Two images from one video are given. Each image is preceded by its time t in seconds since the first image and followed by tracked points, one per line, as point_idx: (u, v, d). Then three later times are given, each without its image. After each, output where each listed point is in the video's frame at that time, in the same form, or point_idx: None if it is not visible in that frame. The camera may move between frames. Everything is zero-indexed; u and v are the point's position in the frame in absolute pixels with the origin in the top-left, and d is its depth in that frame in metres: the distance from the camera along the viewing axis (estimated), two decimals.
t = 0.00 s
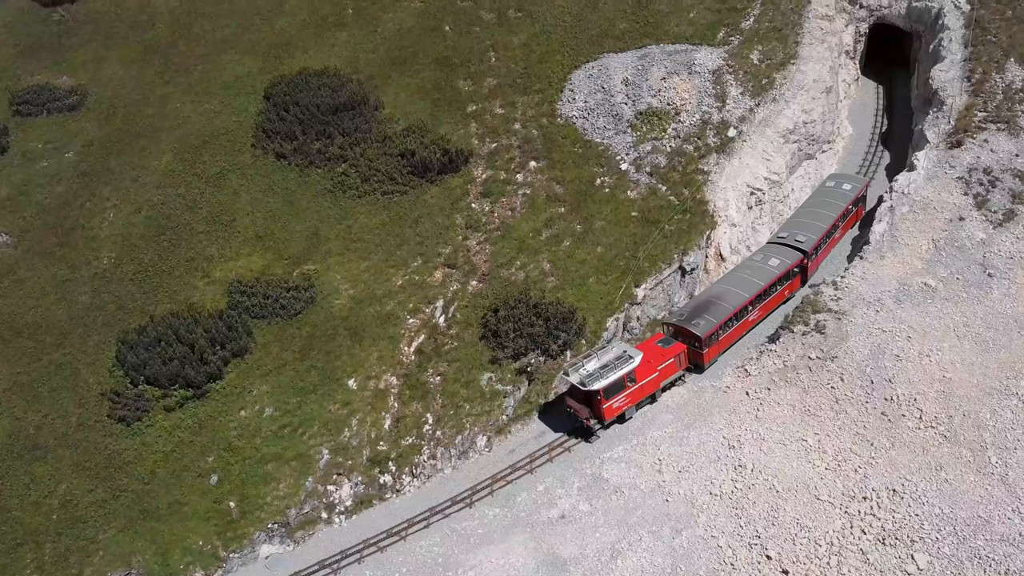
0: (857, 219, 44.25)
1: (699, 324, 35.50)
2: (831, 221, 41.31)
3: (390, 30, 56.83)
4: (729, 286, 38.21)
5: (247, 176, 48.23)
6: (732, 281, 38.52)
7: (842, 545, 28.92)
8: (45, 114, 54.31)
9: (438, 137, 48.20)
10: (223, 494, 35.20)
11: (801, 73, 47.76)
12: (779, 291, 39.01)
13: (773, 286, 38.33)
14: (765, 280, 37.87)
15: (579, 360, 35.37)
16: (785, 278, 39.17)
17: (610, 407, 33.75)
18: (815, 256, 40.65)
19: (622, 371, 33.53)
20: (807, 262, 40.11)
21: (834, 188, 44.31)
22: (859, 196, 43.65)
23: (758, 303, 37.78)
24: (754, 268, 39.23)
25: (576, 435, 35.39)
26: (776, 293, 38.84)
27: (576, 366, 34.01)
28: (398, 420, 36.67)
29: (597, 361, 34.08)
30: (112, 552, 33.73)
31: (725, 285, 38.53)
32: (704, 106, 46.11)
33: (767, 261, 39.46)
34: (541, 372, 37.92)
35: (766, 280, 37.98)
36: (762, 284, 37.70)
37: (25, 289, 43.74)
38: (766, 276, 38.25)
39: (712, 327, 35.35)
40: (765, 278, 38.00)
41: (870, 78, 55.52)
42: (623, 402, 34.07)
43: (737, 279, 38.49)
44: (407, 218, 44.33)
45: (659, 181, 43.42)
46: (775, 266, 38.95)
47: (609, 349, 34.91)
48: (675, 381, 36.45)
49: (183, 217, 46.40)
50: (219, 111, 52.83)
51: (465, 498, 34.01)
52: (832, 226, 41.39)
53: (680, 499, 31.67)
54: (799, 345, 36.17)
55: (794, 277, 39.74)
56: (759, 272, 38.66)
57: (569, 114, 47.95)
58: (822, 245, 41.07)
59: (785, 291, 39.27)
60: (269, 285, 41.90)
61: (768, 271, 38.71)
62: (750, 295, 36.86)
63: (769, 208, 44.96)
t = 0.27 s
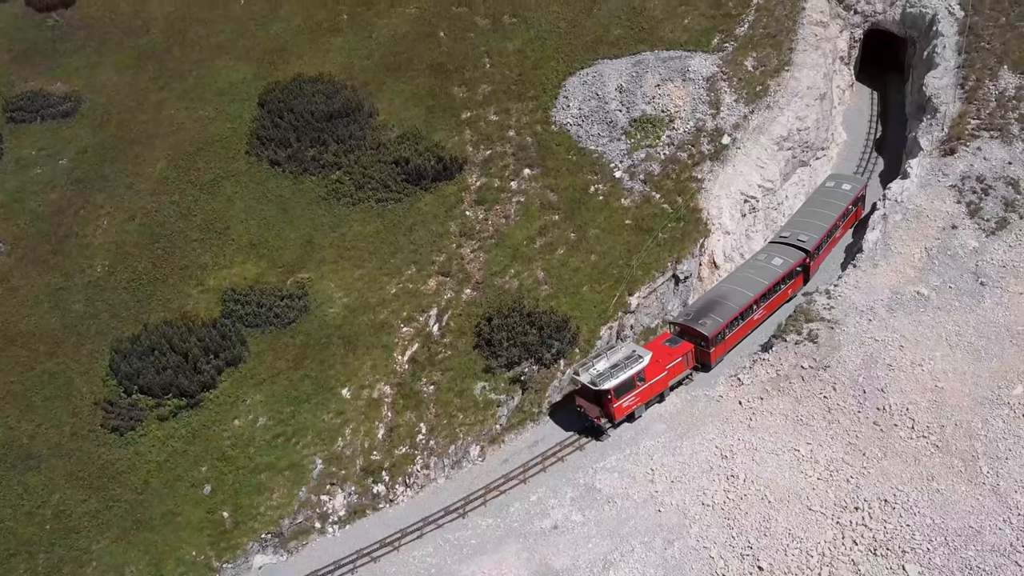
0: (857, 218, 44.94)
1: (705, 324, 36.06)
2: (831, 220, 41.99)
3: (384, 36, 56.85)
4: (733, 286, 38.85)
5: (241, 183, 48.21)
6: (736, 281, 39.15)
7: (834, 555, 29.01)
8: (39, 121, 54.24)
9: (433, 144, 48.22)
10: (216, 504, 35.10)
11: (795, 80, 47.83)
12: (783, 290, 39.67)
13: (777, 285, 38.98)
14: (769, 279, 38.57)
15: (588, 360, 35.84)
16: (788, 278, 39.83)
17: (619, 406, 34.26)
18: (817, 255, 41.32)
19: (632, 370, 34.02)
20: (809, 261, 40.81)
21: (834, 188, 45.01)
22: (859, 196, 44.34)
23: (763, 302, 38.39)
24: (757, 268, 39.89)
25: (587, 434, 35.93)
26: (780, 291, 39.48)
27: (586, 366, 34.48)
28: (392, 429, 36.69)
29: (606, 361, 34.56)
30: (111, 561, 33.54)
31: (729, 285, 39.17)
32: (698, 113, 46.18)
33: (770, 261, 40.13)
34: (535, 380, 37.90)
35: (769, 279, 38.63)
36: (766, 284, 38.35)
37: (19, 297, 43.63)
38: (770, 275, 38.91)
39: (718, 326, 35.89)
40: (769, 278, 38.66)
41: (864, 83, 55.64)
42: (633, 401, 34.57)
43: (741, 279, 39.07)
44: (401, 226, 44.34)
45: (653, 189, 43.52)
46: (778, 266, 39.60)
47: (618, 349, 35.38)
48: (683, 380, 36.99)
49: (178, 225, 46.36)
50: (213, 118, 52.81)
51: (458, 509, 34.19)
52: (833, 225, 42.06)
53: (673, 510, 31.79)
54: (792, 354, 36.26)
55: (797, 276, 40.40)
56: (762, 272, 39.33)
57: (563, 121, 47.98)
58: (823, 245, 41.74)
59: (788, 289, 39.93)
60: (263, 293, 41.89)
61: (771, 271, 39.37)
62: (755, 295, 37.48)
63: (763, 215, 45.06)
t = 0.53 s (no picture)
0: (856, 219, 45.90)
1: (713, 323, 36.73)
2: (832, 221, 43.04)
3: (379, 42, 56.83)
4: (738, 286, 39.68)
5: (236, 191, 48.22)
6: (741, 282, 39.98)
7: (825, 567, 29.12)
8: (34, 128, 54.21)
9: (427, 151, 48.24)
10: (210, 515, 35.07)
11: (789, 87, 47.82)
12: (786, 290, 40.51)
13: (780, 285, 39.86)
14: (773, 279, 39.53)
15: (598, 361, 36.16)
16: (791, 277, 40.71)
17: (630, 406, 34.61)
18: (818, 255, 42.24)
19: (642, 370, 34.37)
20: (811, 261, 41.72)
21: (834, 189, 46.23)
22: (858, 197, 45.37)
23: (767, 302, 39.19)
24: (761, 268, 40.81)
25: (598, 434, 36.37)
26: (783, 291, 40.33)
27: (597, 367, 34.78)
28: (385, 439, 36.74)
29: (616, 361, 34.87)
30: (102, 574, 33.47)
31: (734, 286, 39.97)
32: (693, 121, 46.20)
33: (774, 261, 41.08)
34: (529, 390, 37.91)
35: (773, 279, 39.55)
36: (770, 284, 39.21)
37: (13, 305, 43.56)
38: (773, 275, 39.82)
39: (725, 326, 36.61)
40: (773, 278, 39.57)
41: (859, 90, 55.70)
42: (642, 401, 34.92)
43: (745, 280, 39.88)
44: (395, 234, 44.35)
45: (647, 198, 43.59)
46: (781, 266, 40.52)
47: (627, 349, 35.69)
48: (691, 379, 37.45)
49: (172, 233, 46.36)
50: (208, 125, 52.81)
51: (451, 520, 34.43)
52: (833, 226, 43.05)
53: (665, 521, 31.97)
54: (785, 363, 36.29)
55: (799, 276, 41.28)
56: (766, 272, 40.25)
57: (558, 129, 48.00)
58: (825, 245, 42.64)
59: (791, 289, 40.77)
60: (257, 302, 41.90)
61: (775, 271, 40.25)
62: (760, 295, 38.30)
63: (757, 223, 45.13)
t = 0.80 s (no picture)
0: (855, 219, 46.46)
1: (719, 324, 37.19)
2: (833, 221, 43.57)
3: (374, 49, 56.84)
4: (742, 287, 40.09)
5: (230, 200, 48.20)
6: (745, 282, 40.40)
7: None
8: (28, 136, 54.09)
9: (422, 160, 48.25)
10: (204, 526, 34.96)
11: (784, 95, 47.84)
12: (789, 290, 40.98)
13: (784, 285, 40.37)
14: (776, 279, 40.01)
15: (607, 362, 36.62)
16: (795, 277, 41.18)
17: (640, 407, 35.08)
18: (820, 255, 42.75)
19: (651, 371, 34.88)
20: (814, 261, 42.23)
21: (833, 189, 46.71)
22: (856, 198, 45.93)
23: (771, 302, 39.68)
24: (764, 269, 41.30)
25: (608, 435, 36.86)
26: (787, 291, 40.82)
27: (607, 369, 35.25)
28: (380, 450, 36.76)
29: (626, 363, 35.36)
30: None
31: (737, 287, 40.38)
32: (687, 129, 46.24)
33: (777, 262, 41.55)
34: (523, 401, 37.93)
35: (777, 279, 40.08)
36: (774, 284, 39.70)
37: (6, 315, 43.36)
38: (777, 275, 40.35)
39: (731, 326, 37.06)
40: (776, 278, 40.12)
41: (854, 95, 55.75)
42: (652, 401, 35.40)
43: (749, 280, 40.38)
44: (390, 243, 44.36)
45: (641, 207, 43.64)
46: (784, 266, 41.05)
47: (635, 350, 36.23)
48: (697, 378, 37.99)
49: (167, 242, 46.31)
50: (203, 133, 52.77)
51: (445, 531, 34.54)
52: (834, 226, 43.56)
53: (658, 533, 32.11)
54: (778, 374, 36.39)
55: (802, 276, 41.72)
56: (769, 272, 40.75)
57: (552, 137, 48.03)
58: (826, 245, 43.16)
59: (794, 289, 41.26)
60: (252, 312, 41.89)
61: (778, 271, 40.71)
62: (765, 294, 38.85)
63: (751, 232, 45.22)
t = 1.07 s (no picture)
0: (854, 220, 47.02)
1: (726, 324, 37.66)
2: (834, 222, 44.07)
3: (370, 56, 56.85)
4: (746, 288, 40.57)
5: (225, 208, 48.19)
6: (748, 283, 40.88)
7: None
8: (23, 144, 54.05)
9: (417, 168, 48.27)
10: (198, 538, 34.91)
11: (778, 103, 47.86)
12: (792, 290, 41.45)
13: (787, 285, 40.86)
14: (780, 280, 40.55)
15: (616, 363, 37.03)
16: (798, 278, 41.63)
17: (649, 408, 35.45)
18: (822, 256, 43.25)
19: (660, 372, 35.26)
20: (816, 262, 42.70)
21: (832, 190, 47.12)
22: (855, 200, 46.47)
23: (775, 302, 40.17)
24: (767, 269, 41.80)
25: (617, 435, 37.22)
26: (790, 291, 41.30)
27: (616, 370, 35.64)
28: (373, 461, 36.78)
29: (634, 364, 35.74)
30: None
31: (742, 287, 40.89)
32: (682, 137, 46.26)
33: (780, 262, 42.08)
34: (517, 412, 37.97)
35: (781, 280, 40.55)
36: (777, 284, 40.26)
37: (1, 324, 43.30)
38: (780, 276, 40.85)
39: (737, 326, 37.52)
40: (780, 279, 40.63)
41: (849, 102, 55.81)
42: (661, 402, 35.79)
43: (753, 281, 40.86)
44: (385, 252, 44.38)
45: (636, 216, 43.69)
46: (787, 267, 41.57)
47: (644, 352, 36.62)
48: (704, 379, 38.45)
49: (162, 251, 46.30)
50: (198, 141, 52.78)
51: (439, 543, 34.63)
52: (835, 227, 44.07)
53: (652, 545, 32.19)
54: (772, 385, 36.41)
55: (805, 276, 42.17)
56: (773, 274, 41.25)
57: (547, 145, 48.09)
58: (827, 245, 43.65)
59: (797, 289, 41.74)
60: (247, 322, 41.87)
61: (781, 272, 41.26)
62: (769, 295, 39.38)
63: (745, 241, 45.27)
